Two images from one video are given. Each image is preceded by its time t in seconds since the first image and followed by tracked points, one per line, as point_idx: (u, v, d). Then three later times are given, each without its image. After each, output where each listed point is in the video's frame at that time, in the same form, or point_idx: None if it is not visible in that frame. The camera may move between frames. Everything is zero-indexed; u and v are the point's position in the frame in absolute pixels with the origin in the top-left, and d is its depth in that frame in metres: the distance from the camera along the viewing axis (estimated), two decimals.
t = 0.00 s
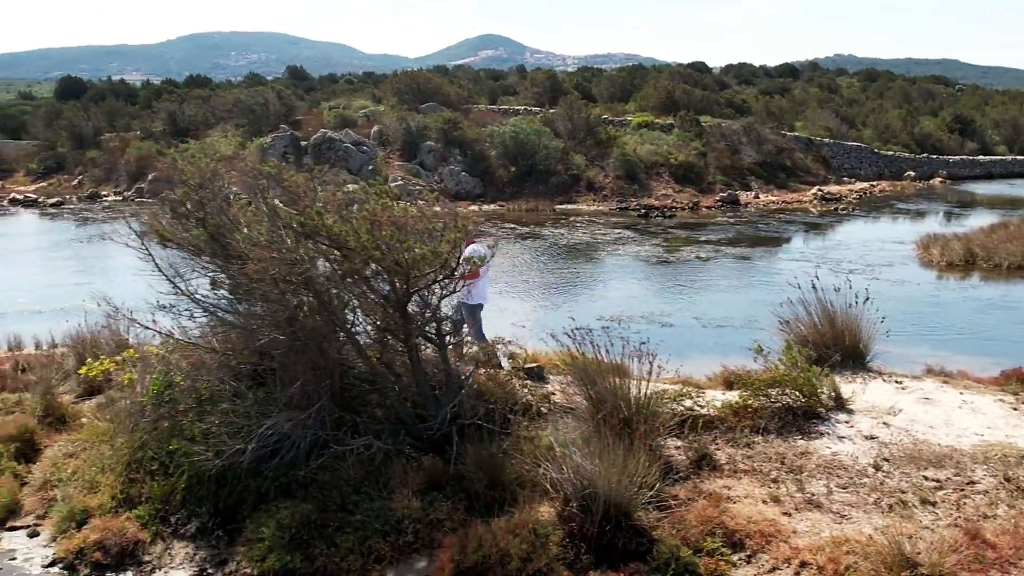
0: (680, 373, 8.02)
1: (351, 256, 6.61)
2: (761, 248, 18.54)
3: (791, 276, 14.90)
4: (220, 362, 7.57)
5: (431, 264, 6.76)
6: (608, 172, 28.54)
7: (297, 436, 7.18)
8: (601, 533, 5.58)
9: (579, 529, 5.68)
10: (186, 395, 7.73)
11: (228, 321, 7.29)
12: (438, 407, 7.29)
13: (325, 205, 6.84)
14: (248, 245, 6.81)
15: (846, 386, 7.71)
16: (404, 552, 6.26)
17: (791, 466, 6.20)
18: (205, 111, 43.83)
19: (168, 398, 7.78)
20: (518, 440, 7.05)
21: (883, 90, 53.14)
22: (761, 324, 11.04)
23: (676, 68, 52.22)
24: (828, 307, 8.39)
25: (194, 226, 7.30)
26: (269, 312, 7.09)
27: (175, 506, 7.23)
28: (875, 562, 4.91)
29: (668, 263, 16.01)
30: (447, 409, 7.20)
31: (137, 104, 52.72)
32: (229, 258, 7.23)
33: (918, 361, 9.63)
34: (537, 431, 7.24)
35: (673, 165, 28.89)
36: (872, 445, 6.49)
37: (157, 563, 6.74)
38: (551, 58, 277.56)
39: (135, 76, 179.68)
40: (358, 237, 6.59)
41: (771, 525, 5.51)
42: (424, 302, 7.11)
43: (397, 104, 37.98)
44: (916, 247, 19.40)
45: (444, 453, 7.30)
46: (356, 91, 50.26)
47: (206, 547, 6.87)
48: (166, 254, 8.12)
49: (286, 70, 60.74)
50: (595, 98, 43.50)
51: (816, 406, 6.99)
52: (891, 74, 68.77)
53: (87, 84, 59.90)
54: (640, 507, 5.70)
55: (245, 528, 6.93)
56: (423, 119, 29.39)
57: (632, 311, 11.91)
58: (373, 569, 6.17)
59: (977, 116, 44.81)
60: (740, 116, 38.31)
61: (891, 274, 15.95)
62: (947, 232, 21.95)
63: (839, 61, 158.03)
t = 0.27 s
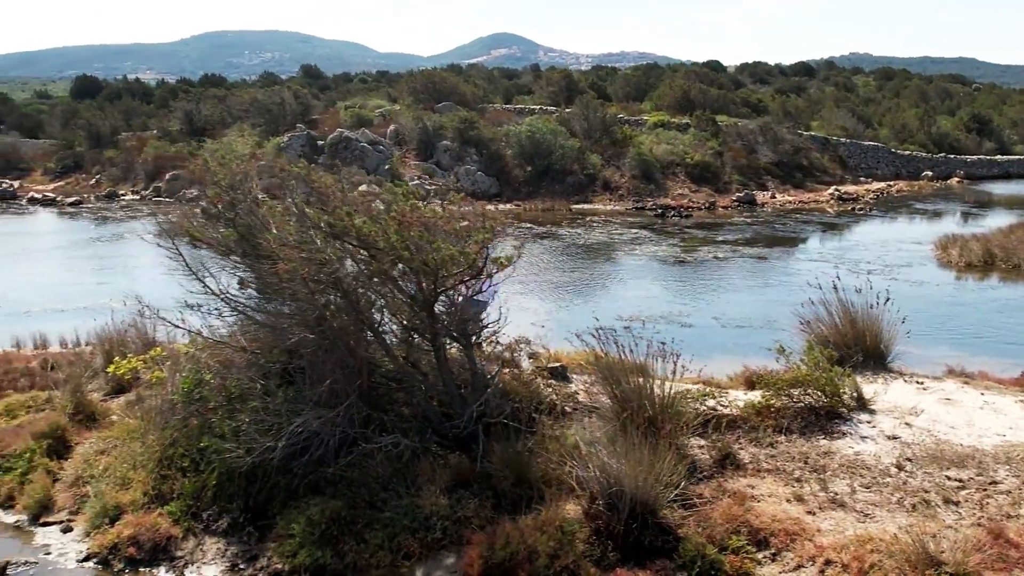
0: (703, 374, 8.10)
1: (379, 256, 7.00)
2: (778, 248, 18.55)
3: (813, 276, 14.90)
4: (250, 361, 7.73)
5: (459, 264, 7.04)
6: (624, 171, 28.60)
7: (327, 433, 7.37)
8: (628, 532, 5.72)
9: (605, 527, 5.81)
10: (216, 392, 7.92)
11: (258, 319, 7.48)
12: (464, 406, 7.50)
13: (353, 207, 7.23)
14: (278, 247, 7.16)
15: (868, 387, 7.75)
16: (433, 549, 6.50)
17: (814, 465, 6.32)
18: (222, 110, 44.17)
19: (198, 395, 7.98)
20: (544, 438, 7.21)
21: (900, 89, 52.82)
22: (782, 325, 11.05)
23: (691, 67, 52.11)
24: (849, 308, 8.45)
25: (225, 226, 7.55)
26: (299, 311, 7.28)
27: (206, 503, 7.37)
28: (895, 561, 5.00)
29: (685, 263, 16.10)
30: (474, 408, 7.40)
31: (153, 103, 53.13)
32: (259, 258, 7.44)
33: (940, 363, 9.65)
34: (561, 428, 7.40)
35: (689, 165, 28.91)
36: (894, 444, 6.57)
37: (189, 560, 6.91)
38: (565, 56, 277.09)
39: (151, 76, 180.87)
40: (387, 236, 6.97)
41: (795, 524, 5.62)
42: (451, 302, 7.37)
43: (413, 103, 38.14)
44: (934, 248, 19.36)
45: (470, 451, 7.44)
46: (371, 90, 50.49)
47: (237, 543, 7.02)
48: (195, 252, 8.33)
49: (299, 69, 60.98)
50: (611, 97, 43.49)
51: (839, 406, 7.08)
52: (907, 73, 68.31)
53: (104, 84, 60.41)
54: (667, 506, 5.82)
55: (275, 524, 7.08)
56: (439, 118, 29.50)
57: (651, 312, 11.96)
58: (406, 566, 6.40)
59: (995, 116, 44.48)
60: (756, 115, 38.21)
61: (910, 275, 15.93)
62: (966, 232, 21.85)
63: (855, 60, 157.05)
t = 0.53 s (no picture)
0: (724, 374, 8.21)
1: (408, 256, 7.17)
2: (796, 249, 18.58)
3: (830, 278, 14.94)
4: (279, 359, 7.90)
5: (485, 264, 7.20)
6: (641, 173, 28.67)
7: (355, 431, 7.53)
8: (654, 528, 5.84)
9: (631, 523, 5.93)
10: (245, 390, 8.09)
11: (288, 318, 7.65)
12: (490, 405, 7.65)
13: (382, 208, 7.39)
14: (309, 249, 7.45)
15: (890, 388, 7.82)
16: (461, 543, 6.65)
17: (836, 463, 6.43)
18: (239, 111, 44.54)
19: (228, 392, 8.15)
20: (568, 436, 7.35)
21: (917, 90, 52.52)
22: (802, 327, 11.13)
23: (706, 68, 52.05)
24: (870, 309, 8.52)
25: (256, 228, 7.73)
26: (329, 311, 7.45)
27: (236, 498, 7.54)
28: (919, 557, 5.10)
29: (703, 264, 16.17)
30: (499, 407, 7.55)
31: (172, 105, 53.66)
32: (288, 257, 7.61)
33: (960, 364, 9.70)
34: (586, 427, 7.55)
35: (706, 166, 28.93)
36: (915, 443, 6.66)
37: (221, 554, 7.08)
38: (578, 57, 276.97)
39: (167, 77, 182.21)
40: (415, 237, 7.13)
41: (818, 521, 5.74)
42: (477, 302, 7.55)
43: (429, 105, 38.35)
44: (953, 250, 19.32)
45: (496, 449, 7.59)
46: (387, 92, 50.78)
47: (268, 537, 7.19)
48: (224, 251, 8.53)
49: (315, 71, 61.34)
50: (626, 98, 43.54)
51: (861, 406, 7.17)
52: (925, 74, 67.84)
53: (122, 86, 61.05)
54: (692, 503, 5.95)
55: (305, 519, 7.24)
56: (456, 119, 29.67)
57: (670, 313, 12.06)
58: (434, 561, 6.55)
59: (1014, 117, 44.15)
60: (772, 116, 38.14)
61: (929, 277, 15.93)
62: (985, 234, 21.76)
63: (871, 60, 156.07)
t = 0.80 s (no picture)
0: (742, 374, 8.31)
1: (433, 256, 7.32)
2: (811, 251, 18.63)
3: (845, 279, 15.00)
4: (304, 358, 8.07)
5: (509, 264, 7.36)
6: (655, 175, 28.76)
7: (380, 428, 7.69)
8: (675, 523, 5.96)
9: (652, 519, 6.05)
10: (271, 387, 8.26)
11: (314, 317, 7.82)
12: (512, 403, 7.80)
13: (407, 208, 7.55)
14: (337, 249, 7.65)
15: (908, 388, 7.91)
16: (484, 539, 6.80)
17: (855, 462, 6.53)
18: (253, 113, 44.89)
19: (254, 389, 8.32)
20: (589, 434, 7.49)
21: (933, 92, 52.28)
22: (819, 327, 11.21)
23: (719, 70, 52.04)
24: (888, 309, 8.61)
25: (283, 228, 7.90)
26: (355, 310, 7.61)
27: (263, 493, 7.70)
28: (938, 553, 5.21)
29: (718, 266, 16.25)
30: (521, 405, 7.70)
31: (187, 106, 54.13)
32: (314, 256, 7.77)
33: (976, 365, 9.77)
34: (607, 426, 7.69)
35: (720, 168, 28.99)
36: (933, 443, 6.76)
37: (249, 548, 7.24)
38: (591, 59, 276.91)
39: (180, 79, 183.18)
40: (440, 238, 7.29)
41: (838, 517, 5.85)
42: (500, 301, 7.69)
43: (443, 106, 38.56)
44: (969, 252, 19.32)
45: (518, 446, 7.73)
46: (401, 94, 51.04)
47: (295, 532, 7.35)
48: (251, 251, 8.71)
49: (328, 72, 61.68)
50: (640, 100, 43.63)
51: (878, 405, 7.28)
52: (940, 76, 67.49)
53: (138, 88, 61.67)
54: (713, 499, 6.06)
55: (331, 514, 7.39)
56: (471, 121, 29.84)
57: (688, 313, 12.16)
58: (459, 556, 6.69)
59: None
60: (786, 118, 38.11)
61: (945, 278, 15.96)
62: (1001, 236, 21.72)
63: (885, 62, 155.25)
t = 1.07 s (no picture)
0: (761, 373, 8.40)
1: (457, 255, 7.47)
2: (828, 253, 18.65)
3: (862, 281, 15.03)
4: (330, 355, 8.22)
5: (531, 263, 7.49)
6: (671, 176, 28.82)
7: (404, 424, 7.83)
8: (697, 520, 6.06)
9: (674, 514, 6.15)
10: (296, 385, 8.41)
11: (339, 315, 7.96)
12: (534, 401, 7.94)
13: (431, 208, 7.70)
14: (362, 249, 7.82)
15: (927, 388, 7.98)
16: (508, 534, 6.93)
17: (874, 460, 6.62)
18: (269, 115, 45.24)
19: (279, 387, 8.48)
20: (610, 432, 7.61)
21: (950, 93, 52.01)
22: (838, 328, 11.27)
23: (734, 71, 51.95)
24: (906, 309, 8.68)
25: (308, 227, 8.05)
26: (380, 308, 7.75)
27: (289, 489, 7.85)
28: (958, 548, 5.29)
29: (735, 268, 16.30)
30: (543, 403, 7.84)
31: (204, 108, 54.63)
32: (339, 255, 7.93)
33: (994, 366, 9.81)
34: (627, 425, 7.82)
35: (736, 170, 29.01)
36: (951, 442, 6.84)
37: (276, 541, 7.38)
38: (604, 60, 276.69)
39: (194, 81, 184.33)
40: (464, 237, 7.44)
41: (858, 514, 5.94)
42: (522, 300, 7.83)
43: (458, 108, 38.75)
44: (986, 254, 19.28)
45: (540, 443, 7.86)
46: (416, 96, 51.30)
47: (321, 526, 7.49)
48: (276, 250, 8.88)
49: (342, 74, 62.00)
50: (655, 102, 43.66)
51: (897, 404, 7.35)
52: (957, 77, 67.09)
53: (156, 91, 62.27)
54: (734, 496, 6.16)
55: (356, 509, 7.53)
56: (486, 123, 29.99)
57: (707, 315, 12.22)
58: (483, 550, 6.82)
59: None
60: (802, 120, 38.04)
61: (962, 280, 15.96)
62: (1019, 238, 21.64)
63: (901, 63, 154.43)
